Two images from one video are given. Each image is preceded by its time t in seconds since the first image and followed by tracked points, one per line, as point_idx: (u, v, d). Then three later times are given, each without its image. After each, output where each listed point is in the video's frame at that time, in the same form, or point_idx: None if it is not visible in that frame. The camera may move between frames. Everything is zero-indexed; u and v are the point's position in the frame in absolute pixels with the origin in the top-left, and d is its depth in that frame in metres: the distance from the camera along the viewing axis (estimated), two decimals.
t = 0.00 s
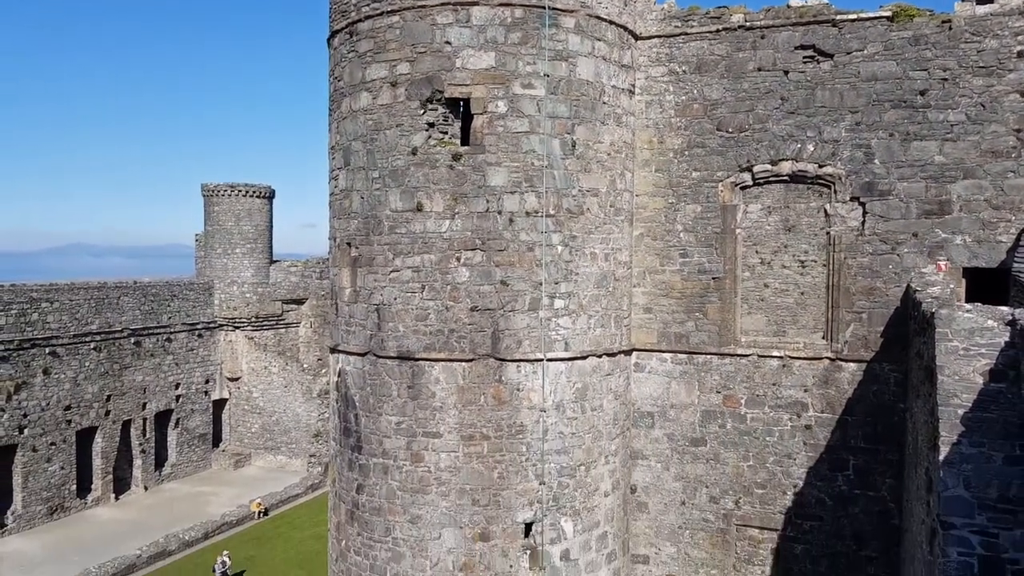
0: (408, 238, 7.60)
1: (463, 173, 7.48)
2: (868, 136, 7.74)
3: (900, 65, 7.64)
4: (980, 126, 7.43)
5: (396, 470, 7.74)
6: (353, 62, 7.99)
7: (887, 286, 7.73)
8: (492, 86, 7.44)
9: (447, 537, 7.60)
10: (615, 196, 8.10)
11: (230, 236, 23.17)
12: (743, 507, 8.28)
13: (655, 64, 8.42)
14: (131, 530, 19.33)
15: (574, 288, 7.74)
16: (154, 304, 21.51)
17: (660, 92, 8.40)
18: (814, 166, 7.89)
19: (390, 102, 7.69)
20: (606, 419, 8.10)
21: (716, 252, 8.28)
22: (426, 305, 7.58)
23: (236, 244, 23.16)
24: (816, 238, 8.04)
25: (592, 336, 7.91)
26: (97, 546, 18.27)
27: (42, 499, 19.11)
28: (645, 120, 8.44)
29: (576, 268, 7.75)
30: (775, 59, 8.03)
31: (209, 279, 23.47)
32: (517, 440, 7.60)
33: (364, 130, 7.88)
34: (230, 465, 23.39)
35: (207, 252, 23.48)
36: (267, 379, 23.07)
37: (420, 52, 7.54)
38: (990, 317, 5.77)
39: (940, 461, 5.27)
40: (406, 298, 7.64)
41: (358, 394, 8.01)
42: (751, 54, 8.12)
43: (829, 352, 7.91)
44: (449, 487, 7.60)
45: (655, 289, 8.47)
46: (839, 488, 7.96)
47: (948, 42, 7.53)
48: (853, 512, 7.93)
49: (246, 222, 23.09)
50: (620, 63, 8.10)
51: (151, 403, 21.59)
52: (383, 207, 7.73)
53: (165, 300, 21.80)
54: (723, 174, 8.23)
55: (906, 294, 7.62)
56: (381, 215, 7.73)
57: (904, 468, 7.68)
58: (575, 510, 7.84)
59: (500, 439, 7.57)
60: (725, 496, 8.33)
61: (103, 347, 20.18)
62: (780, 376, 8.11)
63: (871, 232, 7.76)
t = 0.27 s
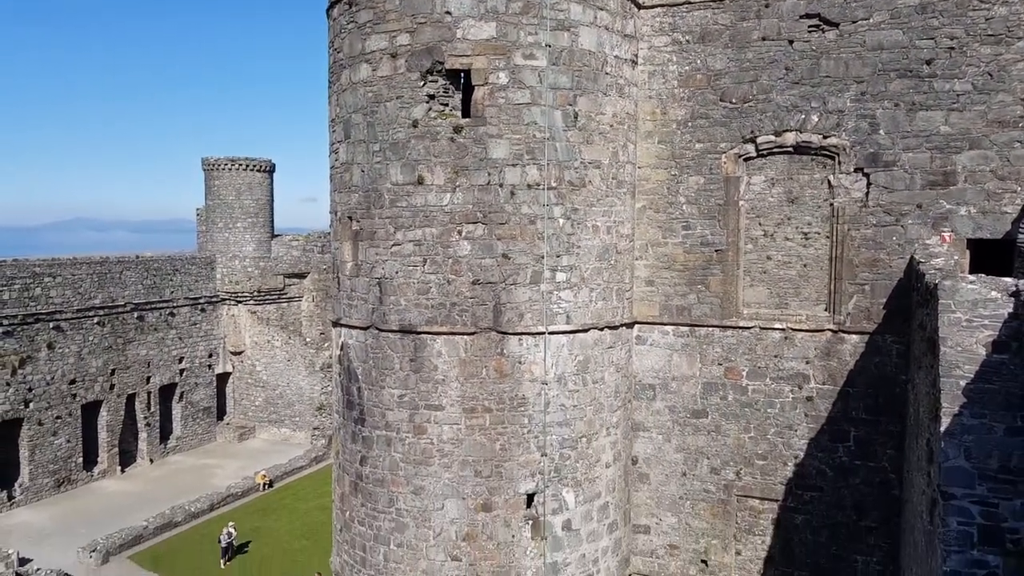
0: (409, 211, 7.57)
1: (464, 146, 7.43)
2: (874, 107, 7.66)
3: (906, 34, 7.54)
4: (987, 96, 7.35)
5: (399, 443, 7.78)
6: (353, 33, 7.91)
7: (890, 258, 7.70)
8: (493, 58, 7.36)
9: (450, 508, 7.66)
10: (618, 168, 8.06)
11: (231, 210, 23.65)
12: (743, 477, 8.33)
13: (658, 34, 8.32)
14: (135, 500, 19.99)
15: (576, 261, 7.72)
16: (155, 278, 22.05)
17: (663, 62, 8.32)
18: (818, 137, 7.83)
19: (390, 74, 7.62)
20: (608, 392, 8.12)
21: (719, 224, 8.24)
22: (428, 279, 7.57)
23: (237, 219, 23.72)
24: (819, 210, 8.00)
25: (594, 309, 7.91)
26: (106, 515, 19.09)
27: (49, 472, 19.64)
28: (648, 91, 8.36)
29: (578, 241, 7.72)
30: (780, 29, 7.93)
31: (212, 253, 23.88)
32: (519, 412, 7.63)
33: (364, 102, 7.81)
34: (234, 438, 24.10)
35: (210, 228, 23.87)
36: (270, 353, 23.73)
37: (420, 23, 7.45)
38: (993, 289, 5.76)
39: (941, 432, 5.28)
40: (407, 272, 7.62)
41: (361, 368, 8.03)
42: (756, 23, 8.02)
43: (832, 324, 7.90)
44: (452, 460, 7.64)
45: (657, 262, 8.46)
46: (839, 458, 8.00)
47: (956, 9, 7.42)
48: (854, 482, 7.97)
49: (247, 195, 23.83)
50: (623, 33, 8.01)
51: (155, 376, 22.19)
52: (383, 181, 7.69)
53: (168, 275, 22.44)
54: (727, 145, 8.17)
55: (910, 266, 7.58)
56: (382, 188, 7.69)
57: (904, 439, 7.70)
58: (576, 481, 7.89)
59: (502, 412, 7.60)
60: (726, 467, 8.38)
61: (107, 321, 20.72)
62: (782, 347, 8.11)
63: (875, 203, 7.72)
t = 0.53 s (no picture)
0: (411, 184, 7.54)
1: (466, 118, 7.39)
2: (878, 77, 7.60)
3: (912, 3, 7.45)
4: (993, 66, 7.28)
5: (402, 416, 7.82)
6: (353, 4, 7.83)
7: (893, 230, 7.68)
8: (494, 28, 7.29)
9: (453, 479, 7.73)
10: (620, 141, 8.02)
11: (232, 184, 23.57)
12: (744, 449, 8.38)
13: (661, 4, 8.24)
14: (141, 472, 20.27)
15: (579, 235, 7.71)
16: (156, 253, 22.18)
17: (666, 32, 8.24)
18: (822, 109, 7.77)
19: (391, 46, 7.55)
20: (610, 365, 8.15)
21: (721, 196, 8.22)
22: (429, 253, 7.56)
23: (238, 192, 23.67)
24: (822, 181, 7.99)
25: (596, 283, 7.91)
26: (111, 489, 19.31)
27: (54, 447, 19.88)
28: (651, 62, 8.30)
29: (580, 214, 7.70)
30: None
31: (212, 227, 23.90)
32: (521, 385, 7.66)
33: (365, 74, 7.75)
34: (238, 411, 24.45)
35: (211, 202, 23.82)
36: (273, 326, 24.15)
37: None
38: (996, 260, 5.67)
39: (941, 403, 5.30)
40: (410, 245, 7.61)
41: (364, 342, 8.05)
42: None
43: (833, 296, 7.91)
44: (455, 432, 7.69)
45: (659, 235, 8.45)
46: (839, 430, 8.05)
47: None
48: (853, 454, 8.03)
49: (246, 169, 23.74)
50: (626, 3, 7.92)
51: (159, 351, 22.40)
52: (384, 154, 7.66)
53: (169, 249, 22.57)
54: (730, 117, 8.11)
55: (912, 238, 7.57)
56: (383, 161, 7.66)
57: (905, 410, 7.74)
58: (578, 453, 7.95)
59: (504, 386, 7.64)
60: (727, 439, 8.43)
61: (109, 296, 20.89)
62: (784, 320, 8.12)
63: (878, 175, 7.68)
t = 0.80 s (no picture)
0: (411, 158, 7.51)
1: (467, 91, 7.33)
2: (883, 49, 7.52)
3: None
4: (1000, 36, 7.18)
5: (404, 389, 7.85)
6: None
7: (896, 203, 7.65)
8: None
9: (454, 453, 7.78)
10: (623, 113, 7.96)
11: (231, 158, 23.51)
12: (744, 422, 8.42)
13: None
14: (144, 446, 20.42)
15: (580, 209, 7.68)
16: (156, 228, 22.18)
17: (669, 3, 8.15)
18: (826, 81, 7.71)
19: (390, 17, 7.47)
20: (611, 339, 8.17)
21: (724, 169, 8.18)
22: (430, 227, 7.54)
23: (238, 166, 23.61)
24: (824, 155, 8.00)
25: (597, 257, 7.90)
26: (116, 462, 19.47)
27: (58, 421, 20.03)
28: (654, 34, 8.22)
29: (582, 188, 7.67)
30: None
31: (213, 202, 23.90)
32: (522, 359, 7.68)
33: (364, 46, 7.67)
34: (240, 386, 24.63)
35: (210, 175, 23.77)
36: (274, 301, 24.30)
37: None
38: (998, 234, 5.72)
39: (941, 375, 5.32)
40: (411, 219, 7.59)
41: (365, 316, 8.06)
42: None
43: (835, 270, 7.90)
44: (456, 406, 7.73)
45: (661, 209, 8.43)
46: (839, 403, 8.08)
47: None
48: (853, 426, 8.06)
49: (246, 144, 23.60)
50: None
51: (160, 326, 22.48)
52: (384, 127, 7.60)
53: (169, 224, 22.56)
54: (733, 89, 8.05)
55: (915, 211, 7.54)
56: (384, 134, 7.61)
57: (905, 384, 7.76)
58: (578, 426, 7.99)
59: (505, 360, 7.66)
60: (727, 412, 8.47)
61: (110, 271, 20.91)
62: (785, 293, 8.12)
63: (882, 148, 7.63)
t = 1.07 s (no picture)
0: (411, 130, 7.46)
1: (466, 62, 7.26)
2: (887, 18, 7.43)
3: None
4: (1006, 5, 7.08)
5: (405, 362, 7.87)
6: None
7: (897, 175, 7.62)
8: None
9: (455, 425, 7.82)
10: (624, 84, 7.90)
11: (229, 132, 23.46)
12: (743, 394, 8.45)
13: None
14: (147, 419, 20.53)
15: (580, 181, 7.65)
16: (156, 202, 22.13)
17: None
18: (829, 51, 7.63)
19: None
20: (611, 312, 8.18)
21: (725, 141, 8.13)
22: (430, 200, 7.51)
23: (236, 139, 23.51)
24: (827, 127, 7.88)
25: (598, 230, 7.88)
26: (118, 436, 19.58)
27: (61, 395, 20.14)
28: (655, 3, 8.13)
29: (583, 160, 7.64)
30: None
31: (212, 175, 23.80)
32: (522, 332, 7.70)
33: (362, 17, 7.58)
34: (242, 359, 24.70)
35: (208, 149, 23.70)
36: (274, 276, 24.29)
37: None
38: (1001, 205, 5.63)
39: (940, 347, 5.33)
40: (411, 192, 7.56)
41: (365, 290, 8.05)
42: None
43: (836, 242, 7.89)
44: (457, 379, 7.75)
45: (662, 181, 8.40)
46: (838, 375, 8.11)
47: None
48: (852, 398, 8.10)
49: (244, 117, 23.45)
50: None
51: (160, 300, 22.52)
52: (383, 99, 7.54)
53: (168, 198, 22.49)
54: (735, 60, 7.98)
55: (917, 183, 7.51)
56: (382, 106, 7.55)
57: (904, 355, 7.78)
58: (578, 399, 8.03)
59: (505, 333, 7.67)
60: (726, 384, 8.50)
61: (110, 246, 20.90)
62: (786, 266, 8.11)
63: (884, 119, 7.58)
